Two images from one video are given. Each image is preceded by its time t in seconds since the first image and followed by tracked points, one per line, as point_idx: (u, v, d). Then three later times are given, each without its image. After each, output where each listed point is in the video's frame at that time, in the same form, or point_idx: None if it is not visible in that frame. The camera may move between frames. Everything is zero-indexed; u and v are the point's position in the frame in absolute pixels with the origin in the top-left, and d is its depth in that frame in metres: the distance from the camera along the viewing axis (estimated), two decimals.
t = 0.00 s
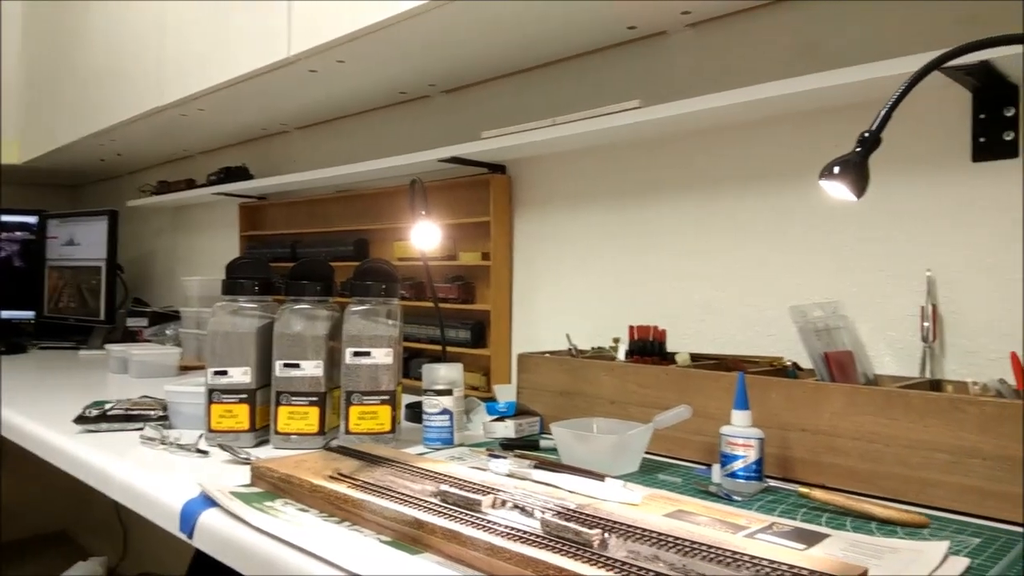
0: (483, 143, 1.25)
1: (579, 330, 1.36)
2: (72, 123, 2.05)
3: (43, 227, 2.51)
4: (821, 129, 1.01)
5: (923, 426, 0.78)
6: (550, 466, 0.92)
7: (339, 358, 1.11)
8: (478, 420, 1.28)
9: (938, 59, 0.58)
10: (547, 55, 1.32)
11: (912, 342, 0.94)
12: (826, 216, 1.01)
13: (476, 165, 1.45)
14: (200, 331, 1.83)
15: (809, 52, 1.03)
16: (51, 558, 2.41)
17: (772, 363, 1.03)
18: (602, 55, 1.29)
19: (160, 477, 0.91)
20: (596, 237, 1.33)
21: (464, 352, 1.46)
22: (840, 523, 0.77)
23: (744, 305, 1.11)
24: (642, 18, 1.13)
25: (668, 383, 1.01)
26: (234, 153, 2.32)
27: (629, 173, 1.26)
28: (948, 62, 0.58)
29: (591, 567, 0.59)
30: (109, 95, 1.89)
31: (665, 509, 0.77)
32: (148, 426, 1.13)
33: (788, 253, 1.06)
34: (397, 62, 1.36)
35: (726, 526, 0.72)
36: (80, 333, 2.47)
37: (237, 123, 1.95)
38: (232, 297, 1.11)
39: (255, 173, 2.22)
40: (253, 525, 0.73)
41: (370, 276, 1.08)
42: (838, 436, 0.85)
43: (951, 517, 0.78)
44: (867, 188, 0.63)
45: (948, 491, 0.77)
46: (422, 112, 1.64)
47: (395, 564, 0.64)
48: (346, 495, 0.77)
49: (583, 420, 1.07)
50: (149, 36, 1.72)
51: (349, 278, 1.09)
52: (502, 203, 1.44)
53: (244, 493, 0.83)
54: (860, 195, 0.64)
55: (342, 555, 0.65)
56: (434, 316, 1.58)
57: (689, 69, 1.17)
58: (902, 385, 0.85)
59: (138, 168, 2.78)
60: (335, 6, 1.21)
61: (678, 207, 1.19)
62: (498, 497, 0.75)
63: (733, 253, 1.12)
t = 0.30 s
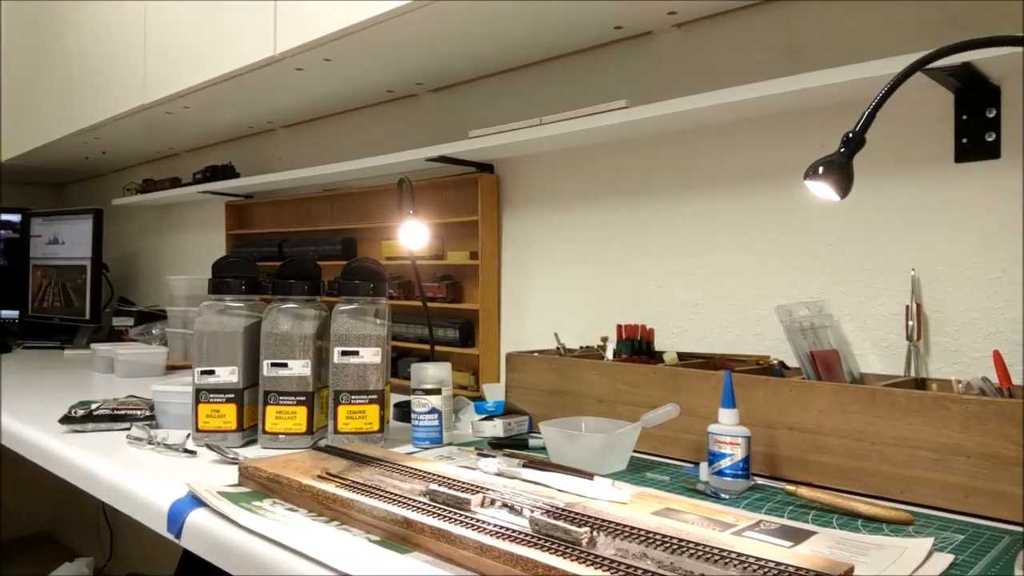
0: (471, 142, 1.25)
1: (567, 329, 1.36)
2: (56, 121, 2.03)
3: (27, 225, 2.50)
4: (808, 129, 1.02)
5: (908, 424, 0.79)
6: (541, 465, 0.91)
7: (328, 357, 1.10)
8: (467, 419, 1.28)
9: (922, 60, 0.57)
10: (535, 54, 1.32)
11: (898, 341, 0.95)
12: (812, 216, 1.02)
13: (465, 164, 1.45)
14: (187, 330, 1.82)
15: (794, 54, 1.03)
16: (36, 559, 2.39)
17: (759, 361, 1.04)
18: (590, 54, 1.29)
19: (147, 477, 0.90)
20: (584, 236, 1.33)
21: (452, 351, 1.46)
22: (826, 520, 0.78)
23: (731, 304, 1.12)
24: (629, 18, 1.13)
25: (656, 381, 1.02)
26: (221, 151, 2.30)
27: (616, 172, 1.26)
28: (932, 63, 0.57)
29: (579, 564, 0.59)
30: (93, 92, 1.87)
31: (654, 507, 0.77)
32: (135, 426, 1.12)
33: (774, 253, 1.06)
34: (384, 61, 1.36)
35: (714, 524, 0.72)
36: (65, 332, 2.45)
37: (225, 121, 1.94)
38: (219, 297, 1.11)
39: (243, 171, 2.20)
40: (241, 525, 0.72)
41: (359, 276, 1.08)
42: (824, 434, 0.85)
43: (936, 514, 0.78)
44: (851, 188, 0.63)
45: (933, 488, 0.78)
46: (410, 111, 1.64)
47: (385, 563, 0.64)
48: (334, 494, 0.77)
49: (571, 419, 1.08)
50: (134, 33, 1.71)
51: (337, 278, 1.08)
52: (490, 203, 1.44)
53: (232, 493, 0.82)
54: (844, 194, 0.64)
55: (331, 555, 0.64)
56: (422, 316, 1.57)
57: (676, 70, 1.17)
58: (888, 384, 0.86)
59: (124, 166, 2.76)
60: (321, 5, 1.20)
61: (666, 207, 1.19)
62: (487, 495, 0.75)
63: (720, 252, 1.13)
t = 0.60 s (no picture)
0: (471, 142, 1.25)
1: (567, 329, 1.36)
2: (56, 121, 2.03)
3: (27, 225, 2.50)
4: (808, 129, 1.02)
5: (907, 424, 0.79)
6: (540, 465, 0.91)
7: (327, 357, 1.10)
8: (467, 419, 1.28)
9: (922, 60, 0.57)
10: (535, 54, 1.32)
11: (897, 341, 0.95)
12: (812, 216, 1.02)
13: (464, 165, 1.45)
14: (187, 330, 1.82)
15: (793, 54, 1.03)
16: (36, 559, 2.39)
17: (759, 361, 1.04)
18: (590, 54, 1.29)
19: (148, 477, 0.90)
20: (584, 236, 1.33)
21: (452, 351, 1.46)
22: (826, 520, 0.78)
23: (731, 304, 1.12)
24: (629, 18, 1.13)
25: (656, 382, 1.02)
26: (221, 151, 2.30)
27: (616, 172, 1.27)
28: (932, 63, 0.57)
29: (578, 564, 0.59)
30: (93, 92, 1.87)
31: (653, 507, 0.77)
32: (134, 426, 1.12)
33: (775, 253, 1.06)
34: (384, 61, 1.36)
35: (714, 524, 0.72)
36: (65, 332, 2.45)
37: (225, 121, 1.94)
38: (219, 297, 1.11)
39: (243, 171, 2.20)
40: (241, 525, 0.73)
41: (359, 276, 1.08)
42: (824, 434, 0.85)
43: (936, 514, 0.78)
44: (850, 188, 0.64)
45: (933, 488, 0.78)
46: (410, 111, 1.64)
47: (384, 563, 0.64)
48: (334, 494, 0.77)
49: (571, 419, 1.08)
50: (134, 33, 1.71)
51: (337, 278, 1.08)
52: (490, 202, 1.44)
53: (232, 493, 0.83)
54: (843, 194, 0.64)
55: (331, 555, 0.64)
56: (422, 316, 1.57)
57: (676, 70, 1.17)
58: (888, 384, 0.86)
59: (124, 166, 2.76)
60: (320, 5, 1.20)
61: (666, 206, 1.19)
62: (486, 495, 0.75)
63: (720, 252, 1.13)
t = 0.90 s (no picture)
0: (471, 142, 1.25)
1: (567, 329, 1.36)
2: (56, 121, 2.03)
3: (27, 226, 2.50)
4: (807, 129, 1.02)
5: (907, 424, 0.79)
6: (540, 465, 0.91)
7: (327, 357, 1.10)
8: (467, 420, 1.28)
9: (922, 61, 0.57)
10: (535, 54, 1.32)
11: (897, 341, 0.95)
12: (812, 216, 1.02)
13: (464, 165, 1.46)
14: (188, 330, 1.82)
15: (792, 54, 1.03)
16: (34, 559, 2.39)
17: (759, 361, 1.04)
18: (590, 54, 1.29)
19: (148, 477, 0.90)
20: (584, 236, 1.33)
21: (452, 351, 1.46)
22: (826, 520, 0.78)
23: (731, 304, 1.12)
24: (629, 18, 1.13)
25: (656, 382, 1.02)
26: (221, 151, 2.30)
27: (616, 173, 1.27)
28: (931, 63, 0.57)
29: (578, 564, 0.59)
30: (93, 93, 1.87)
31: (653, 507, 0.77)
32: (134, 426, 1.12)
33: (775, 253, 1.06)
34: (384, 61, 1.36)
35: (714, 524, 0.72)
36: (65, 333, 2.45)
37: (225, 121, 1.94)
38: (219, 297, 1.10)
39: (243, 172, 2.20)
40: (241, 525, 0.73)
41: (359, 276, 1.08)
42: (824, 434, 0.85)
43: (936, 514, 0.78)
44: (849, 188, 0.64)
45: (933, 488, 0.78)
46: (410, 112, 1.64)
47: (384, 563, 0.64)
48: (334, 494, 0.77)
49: (571, 419, 1.08)
50: (134, 33, 1.71)
51: (337, 278, 1.08)
52: (490, 203, 1.44)
53: (232, 493, 0.83)
54: (842, 194, 0.65)
55: (331, 555, 0.65)
56: (422, 316, 1.58)
57: (676, 70, 1.17)
58: (888, 384, 0.86)
59: (124, 166, 2.76)
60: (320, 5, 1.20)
61: (667, 207, 1.19)
62: (486, 495, 0.75)
63: (721, 252, 1.13)
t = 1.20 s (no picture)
0: (471, 142, 1.25)
1: (567, 330, 1.36)
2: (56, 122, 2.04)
3: (27, 226, 2.50)
4: (807, 129, 1.02)
5: (907, 424, 0.79)
6: (540, 465, 0.91)
7: (327, 357, 1.10)
8: (467, 420, 1.28)
9: (922, 61, 0.57)
10: (535, 54, 1.32)
11: (897, 341, 0.95)
12: (812, 216, 1.02)
13: (464, 165, 1.46)
14: (188, 330, 1.82)
15: (792, 54, 1.03)
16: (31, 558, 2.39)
17: (759, 362, 1.04)
18: (590, 54, 1.29)
19: (148, 477, 0.90)
20: (584, 236, 1.33)
21: (452, 351, 1.46)
22: (826, 520, 0.78)
23: (731, 303, 1.12)
24: (629, 18, 1.13)
25: (656, 381, 1.02)
26: (221, 151, 2.30)
27: (616, 173, 1.27)
28: (931, 63, 0.57)
29: (577, 564, 0.59)
30: (93, 93, 1.87)
31: (653, 507, 0.77)
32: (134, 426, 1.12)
33: (775, 253, 1.06)
34: (384, 61, 1.36)
35: (714, 524, 0.72)
36: (65, 333, 2.45)
37: (224, 121, 1.94)
38: (219, 297, 1.10)
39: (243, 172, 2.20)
40: (241, 525, 0.73)
41: (359, 276, 1.08)
42: (824, 434, 0.85)
43: (936, 514, 0.78)
44: (849, 188, 0.64)
45: (934, 488, 0.78)
46: (411, 112, 1.64)
47: (384, 563, 0.64)
48: (334, 494, 0.77)
49: (571, 419, 1.08)
50: (134, 33, 1.71)
51: (337, 278, 1.08)
52: (490, 203, 1.44)
53: (233, 493, 0.83)
54: (842, 194, 0.65)
55: (331, 555, 0.65)
56: (422, 316, 1.58)
57: (676, 70, 1.17)
58: (888, 384, 0.86)
59: (125, 166, 2.76)
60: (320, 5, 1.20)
61: (666, 207, 1.19)
62: (486, 495, 0.75)
63: (721, 252, 1.13)
